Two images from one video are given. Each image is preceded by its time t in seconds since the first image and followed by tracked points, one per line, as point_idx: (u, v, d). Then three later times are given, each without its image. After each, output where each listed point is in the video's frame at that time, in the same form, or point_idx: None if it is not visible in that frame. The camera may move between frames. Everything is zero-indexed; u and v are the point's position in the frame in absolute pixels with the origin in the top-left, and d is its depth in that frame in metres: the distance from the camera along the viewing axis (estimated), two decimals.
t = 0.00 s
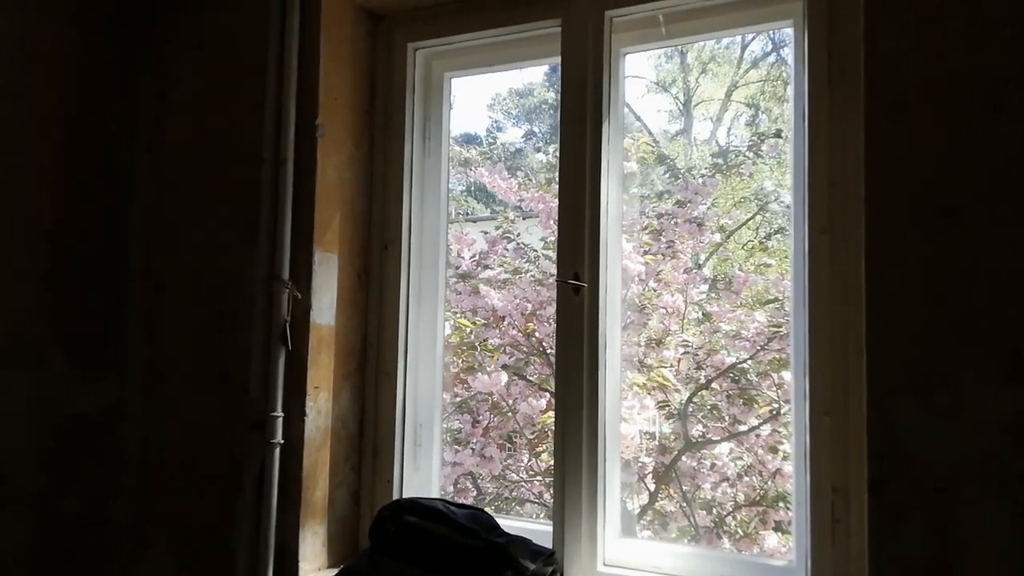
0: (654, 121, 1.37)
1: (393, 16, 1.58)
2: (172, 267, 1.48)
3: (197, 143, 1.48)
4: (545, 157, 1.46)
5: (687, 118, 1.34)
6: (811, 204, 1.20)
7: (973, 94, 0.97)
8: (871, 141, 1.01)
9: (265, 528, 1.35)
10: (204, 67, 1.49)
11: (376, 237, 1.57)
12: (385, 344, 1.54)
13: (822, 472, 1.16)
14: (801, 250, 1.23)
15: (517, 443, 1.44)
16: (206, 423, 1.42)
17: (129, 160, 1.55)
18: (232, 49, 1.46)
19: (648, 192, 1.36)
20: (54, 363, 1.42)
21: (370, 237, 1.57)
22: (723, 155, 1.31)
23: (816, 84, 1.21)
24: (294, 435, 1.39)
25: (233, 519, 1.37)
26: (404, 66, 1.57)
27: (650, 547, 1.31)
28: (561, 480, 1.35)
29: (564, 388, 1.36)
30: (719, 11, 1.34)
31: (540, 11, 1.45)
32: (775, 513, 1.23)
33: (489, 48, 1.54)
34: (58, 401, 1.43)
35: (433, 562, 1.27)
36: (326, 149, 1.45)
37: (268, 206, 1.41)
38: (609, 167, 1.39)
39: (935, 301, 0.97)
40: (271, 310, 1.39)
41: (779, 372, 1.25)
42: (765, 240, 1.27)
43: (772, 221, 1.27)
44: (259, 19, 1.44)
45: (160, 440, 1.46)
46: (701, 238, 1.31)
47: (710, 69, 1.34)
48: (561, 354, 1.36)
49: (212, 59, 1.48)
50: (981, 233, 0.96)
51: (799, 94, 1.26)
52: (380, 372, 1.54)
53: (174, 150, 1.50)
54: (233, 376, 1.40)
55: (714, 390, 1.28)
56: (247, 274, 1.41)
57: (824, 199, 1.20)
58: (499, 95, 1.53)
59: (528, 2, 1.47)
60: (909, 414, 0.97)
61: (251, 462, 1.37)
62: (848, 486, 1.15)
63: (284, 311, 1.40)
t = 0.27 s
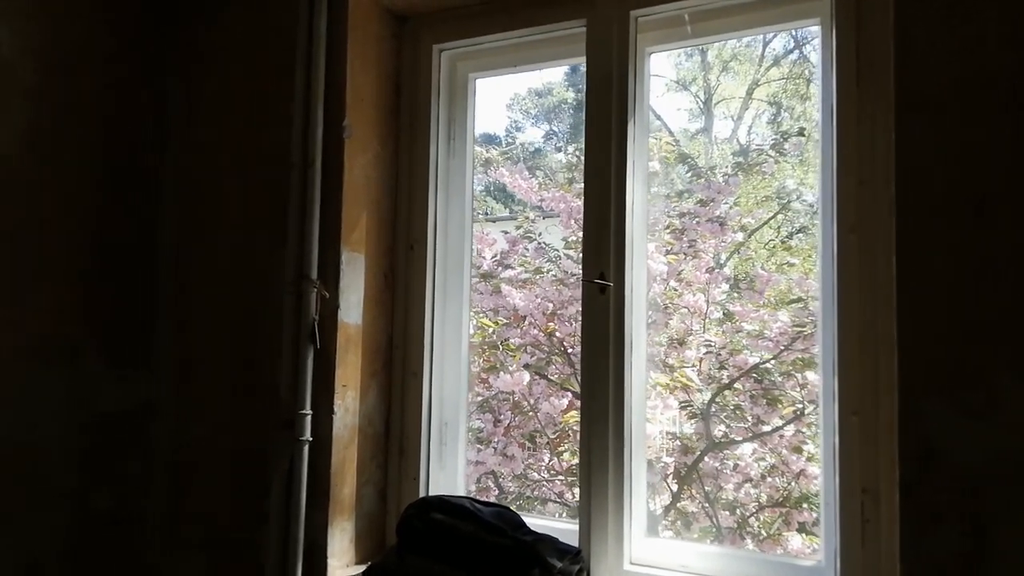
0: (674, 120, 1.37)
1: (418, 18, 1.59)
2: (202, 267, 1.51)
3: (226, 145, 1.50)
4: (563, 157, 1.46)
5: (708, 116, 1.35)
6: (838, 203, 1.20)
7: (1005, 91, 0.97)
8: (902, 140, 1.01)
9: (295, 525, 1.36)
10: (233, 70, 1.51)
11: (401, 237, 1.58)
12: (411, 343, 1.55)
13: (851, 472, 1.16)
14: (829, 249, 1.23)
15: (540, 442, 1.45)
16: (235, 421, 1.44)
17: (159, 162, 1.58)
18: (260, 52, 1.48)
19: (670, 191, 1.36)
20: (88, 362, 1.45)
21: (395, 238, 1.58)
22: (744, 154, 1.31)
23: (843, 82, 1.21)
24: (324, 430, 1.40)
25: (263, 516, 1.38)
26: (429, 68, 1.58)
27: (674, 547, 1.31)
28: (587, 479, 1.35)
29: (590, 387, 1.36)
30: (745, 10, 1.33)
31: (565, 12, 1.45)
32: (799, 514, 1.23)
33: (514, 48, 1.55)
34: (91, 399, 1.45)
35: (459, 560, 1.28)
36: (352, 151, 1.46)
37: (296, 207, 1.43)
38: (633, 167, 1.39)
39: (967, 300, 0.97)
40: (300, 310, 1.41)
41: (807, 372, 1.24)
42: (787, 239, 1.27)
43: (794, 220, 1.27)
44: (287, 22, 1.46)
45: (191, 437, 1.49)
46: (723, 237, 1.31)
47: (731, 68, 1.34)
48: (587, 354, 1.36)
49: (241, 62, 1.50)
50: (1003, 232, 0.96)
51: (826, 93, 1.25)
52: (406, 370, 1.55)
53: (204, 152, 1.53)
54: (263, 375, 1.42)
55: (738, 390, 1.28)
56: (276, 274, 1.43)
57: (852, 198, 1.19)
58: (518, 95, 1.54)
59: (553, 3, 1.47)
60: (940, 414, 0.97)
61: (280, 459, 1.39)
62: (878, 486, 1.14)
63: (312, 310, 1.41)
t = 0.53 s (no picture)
0: (696, 118, 1.38)
1: (447, 18, 1.60)
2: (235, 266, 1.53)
3: (258, 145, 1.52)
4: (580, 157, 1.48)
5: (730, 114, 1.35)
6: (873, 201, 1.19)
7: None
8: (939, 135, 1.00)
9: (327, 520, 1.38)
10: (266, 71, 1.53)
11: (431, 236, 1.59)
12: (440, 342, 1.56)
13: (886, 471, 1.15)
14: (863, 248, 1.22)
15: (563, 441, 1.45)
16: (268, 418, 1.46)
17: (193, 163, 1.60)
18: (292, 54, 1.50)
19: (695, 190, 1.36)
20: (124, 359, 1.47)
21: (425, 238, 1.59)
22: (766, 152, 1.31)
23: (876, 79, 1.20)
24: (356, 425, 1.42)
25: (297, 511, 1.40)
26: (459, 67, 1.59)
27: (703, 546, 1.31)
28: (617, 478, 1.35)
29: (620, 385, 1.36)
30: (777, 7, 1.33)
31: (595, 11, 1.45)
32: (826, 515, 1.22)
33: (542, 47, 1.55)
34: (127, 396, 1.48)
35: (491, 556, 1.28)
36: (383, 150, 1.48)
37: (328, 206, 1.44)
38: (663, 166, 1.38)
39: (1007, 297, 0.96)
40: (333, 308, 1.43)
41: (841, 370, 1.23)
42: (811, 238, 1.26)
43: (819, 219, 1.26)
44: (318, 23, 1.48)
45: (225, 434, 1.51)
46: (749, 236, 1.31)
47: (754, 65, 1.34)
48: (619, 352, 1.36)
49: (273, 63, 1.52)
50: None
51: (860, 91, 1.25)
52: (435, 368, 1.56)
53: (237, 153, 1.55)
54: (296, 373, 1.44)
55: (765, 389, 1.28)
56: (308, 272, 1.44)
57: (887, 196, 1.18)
58: (538, 95, 1.56)
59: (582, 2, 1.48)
60: (980, 411, 0.96)
61: (313, 456, 1.40)
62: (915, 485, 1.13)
63: (345, 308, 1.43)
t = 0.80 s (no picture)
0: (718, 117, 1.39)
1: (479, 19, 1.62)
2: (271, 266, 1.55)
3: (294, 146, 1.55)
4: (602, 156, 1.50)
5: (753, 113, 1.36)
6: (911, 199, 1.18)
7: None
8: (983, 131, 0.99)
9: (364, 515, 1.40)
10: (301, 73, 1.55)
11: (464, 235, 1.60)
12: (473, 340, 1.57)
13: (925, 470, 1.14)
14: (901, 245, 1.21)
15: (587, 441, 1.46)
16: (304, 416, 1.48)
17: (230, 164, 1.63)
18: (326, 56, 1.52)
19: (720, 189, 1.37)
20: (163, 357, 1.50)
21: (457, 237, 1.60)
22: (789, 150, 1.32)
23: (914, 75, 1.19)
24: (391, 421, 1.43)
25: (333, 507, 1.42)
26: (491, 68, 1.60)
27: (737, 544, 1.30)
28: (652, 477, 1.35)
29: (655, 383, 1.36)
30: (811, 4, 1.32)
31: (627, 10, 1.45)
32: (855, 517, 1.22)
33: (574, 47, 1.56)
34: (167, 393, 1.51)
35: (526, 553, 1.29)
36: (417, 150, 1.49)
37: (363, 205, 1.46)
38: (697, 165, 1.38)
39: None
40: (368, 306, 1.45)
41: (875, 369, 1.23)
42: (836, 237, 1.27)
43: (843, 218, 1.27)
44: (353, 25, 1.49)
45: (262, 430, 1.53)
46: (775, 235, 1.31)
47: (778, 63, 1.35)
48: (653, 350, 1.37)
49: (308, 65, 1.54)
50: None
51: (898, 88, 1.24)
52: (468, 366, 1.57)
53: (273, 154, 1.57)
54: (331, 371, 1.46)
55: (792, 389, 1.28)
56: (343, 272, 1.46)
57: (926, 193, 1.17)
58: (558, 95, 1.58)
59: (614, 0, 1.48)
60: None
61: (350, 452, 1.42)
62: (954, 483, 1.13)
63: (380, 306, 1.44)
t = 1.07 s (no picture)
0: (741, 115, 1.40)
1: (513, 19, 1.63)
2: (309, 265, 1.58)
3: (331, 148, 1.57)
4: (624, 154, 1.52)
5: (776, 111, 1.37)
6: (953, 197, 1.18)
7: None
8: None
9: (401, 511, 1.41)
10: (337, 75, 1.57)
11: (497, 234, 1.61)
12: (506, 339, 1.58)
13: (968, 469, 1.13)
14: (942, 244, 1.21)
15: (614, 441, 1.48)
16: (342, 413, 1.50)
17: (268, 164, 1.66)
18: (363, 58, 1.54)
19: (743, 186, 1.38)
20: (204, 354, 1.53)
21: (490, 237, 1.61)
22: (814, 148, 1.33)
23: (954, 71, 1.19)
24: (429, 418, 1.45)
25: (372, 503, 1.44)
26: (524, 68, 1.61)
27: (774, 543, 1.30)
28: (689, 475, 1.35)
29: (691, 382, 1.36)
30: (848, 2, 1.32)
31: (663, 8, 1.46)
32: (884, 518, 1.23)
33: (607, 47, 1.57)
34: (208, 390, 1.53)
35: (563, 549, 1.30)
36: (452, 151, 1.51)
37: (399, 205, 1.48)
38: (733, 164, 1.38)
39: None
40: (405, 304, 1.46)
41: (905, 368, 1.23)
42: (861, 236, 1.28)
43: (869, 217, 1.27)
44: (390, 27, 1.51)
45: (301, 427, 1.55)
46: (802, 235, 1.32)
47: (802, 60, 1.36)
48: (688, 349, 1.37)
49: (344, 67, 1.56)
50: None
51: (938, 85, 1.24)
52: (502, 365, 1.58)
53: (310, 155, 1.60)
54: (369, 369, 1.48)
55: (822, 390, 1.28)
56: (381, 271, 1.48)
57: (967, 191, 1.16)
58: (580, 95, 1.60)
59: None
60: None
61: (388, 448, 1.44)
62: (998, 482, 1.12)
63: (416, 305, 1.46)
